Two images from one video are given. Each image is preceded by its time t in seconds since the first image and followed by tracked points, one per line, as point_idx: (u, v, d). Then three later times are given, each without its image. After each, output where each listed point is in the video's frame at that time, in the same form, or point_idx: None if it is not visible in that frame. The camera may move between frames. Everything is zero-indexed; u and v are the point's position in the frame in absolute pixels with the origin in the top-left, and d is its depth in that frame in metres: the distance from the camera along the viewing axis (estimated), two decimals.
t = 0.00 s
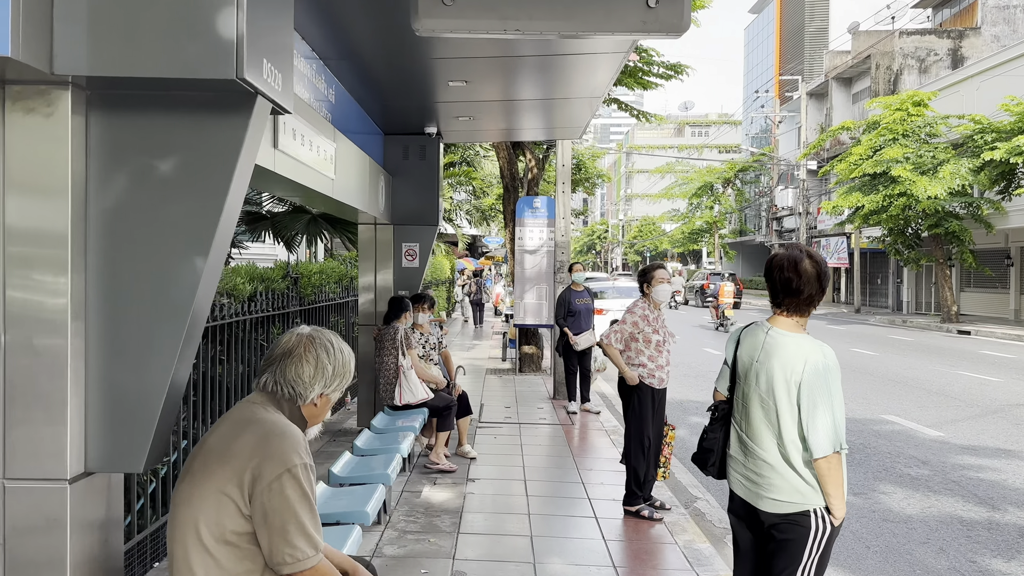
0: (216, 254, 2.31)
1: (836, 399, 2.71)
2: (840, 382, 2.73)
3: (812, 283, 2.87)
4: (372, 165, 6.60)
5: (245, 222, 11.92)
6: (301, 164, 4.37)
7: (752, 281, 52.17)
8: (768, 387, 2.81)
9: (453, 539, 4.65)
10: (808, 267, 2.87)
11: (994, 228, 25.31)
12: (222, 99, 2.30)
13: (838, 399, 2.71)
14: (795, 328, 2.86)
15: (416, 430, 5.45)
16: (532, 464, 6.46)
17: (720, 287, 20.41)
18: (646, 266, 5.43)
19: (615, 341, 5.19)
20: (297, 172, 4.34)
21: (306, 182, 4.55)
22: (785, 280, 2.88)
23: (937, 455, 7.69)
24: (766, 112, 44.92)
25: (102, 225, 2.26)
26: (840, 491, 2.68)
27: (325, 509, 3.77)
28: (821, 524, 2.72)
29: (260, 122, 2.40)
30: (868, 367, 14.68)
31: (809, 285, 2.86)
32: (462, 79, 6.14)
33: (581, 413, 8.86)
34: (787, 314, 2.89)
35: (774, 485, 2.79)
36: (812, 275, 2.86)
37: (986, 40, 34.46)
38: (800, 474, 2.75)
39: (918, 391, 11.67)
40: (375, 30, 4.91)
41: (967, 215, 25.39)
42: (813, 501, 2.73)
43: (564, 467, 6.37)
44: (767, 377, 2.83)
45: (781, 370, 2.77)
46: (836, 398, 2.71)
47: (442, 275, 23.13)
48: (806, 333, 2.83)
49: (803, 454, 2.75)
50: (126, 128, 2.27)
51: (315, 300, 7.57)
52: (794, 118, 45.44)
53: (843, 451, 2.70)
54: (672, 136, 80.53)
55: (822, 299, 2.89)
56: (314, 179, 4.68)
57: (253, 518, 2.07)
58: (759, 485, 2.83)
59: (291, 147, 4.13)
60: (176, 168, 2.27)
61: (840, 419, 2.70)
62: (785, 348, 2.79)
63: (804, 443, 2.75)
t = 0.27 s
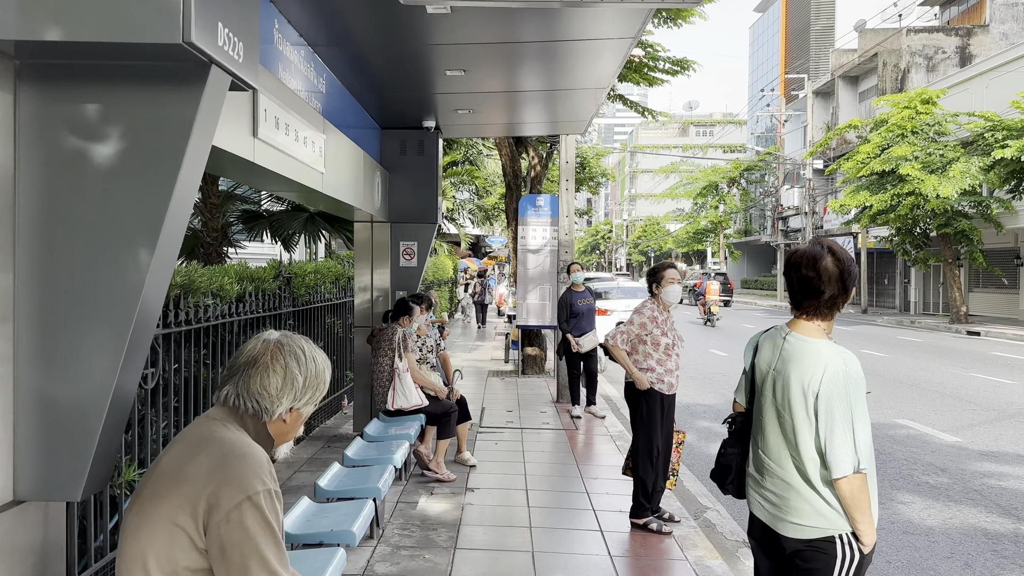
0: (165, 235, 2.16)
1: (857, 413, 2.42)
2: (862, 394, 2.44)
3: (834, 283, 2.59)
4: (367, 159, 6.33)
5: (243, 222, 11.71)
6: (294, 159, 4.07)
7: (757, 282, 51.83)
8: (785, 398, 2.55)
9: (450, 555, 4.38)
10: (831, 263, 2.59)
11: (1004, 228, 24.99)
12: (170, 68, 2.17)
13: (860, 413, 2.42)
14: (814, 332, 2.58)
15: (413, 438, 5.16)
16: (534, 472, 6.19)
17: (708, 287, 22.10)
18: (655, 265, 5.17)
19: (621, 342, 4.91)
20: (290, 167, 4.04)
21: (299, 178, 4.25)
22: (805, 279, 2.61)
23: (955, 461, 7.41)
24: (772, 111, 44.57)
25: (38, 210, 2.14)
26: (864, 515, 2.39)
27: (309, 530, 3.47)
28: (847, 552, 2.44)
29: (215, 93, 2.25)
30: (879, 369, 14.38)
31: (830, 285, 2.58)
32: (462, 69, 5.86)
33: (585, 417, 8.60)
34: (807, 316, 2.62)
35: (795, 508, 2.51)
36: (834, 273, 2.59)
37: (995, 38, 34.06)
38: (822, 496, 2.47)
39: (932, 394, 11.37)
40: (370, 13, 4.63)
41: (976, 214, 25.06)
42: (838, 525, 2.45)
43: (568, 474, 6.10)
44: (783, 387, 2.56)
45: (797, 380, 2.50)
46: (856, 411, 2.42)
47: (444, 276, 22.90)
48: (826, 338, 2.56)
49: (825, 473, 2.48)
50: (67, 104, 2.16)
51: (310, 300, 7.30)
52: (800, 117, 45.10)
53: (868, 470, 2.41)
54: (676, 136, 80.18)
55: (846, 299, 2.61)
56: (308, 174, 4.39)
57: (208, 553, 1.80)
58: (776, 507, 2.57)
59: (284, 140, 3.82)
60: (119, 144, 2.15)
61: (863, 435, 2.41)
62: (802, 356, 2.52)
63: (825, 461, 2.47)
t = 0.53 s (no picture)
0: (89, 236, 1.79)
1: (874, 437, 2.12)
2: (880, 414, 2.14)
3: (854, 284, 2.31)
4: (360, 157, 6.06)
5: (238, 222, 11.49)
6: (274, 152, 3.81)
7: (761, 283, 51.52)
8: (797, 416, 2.31)
9: None
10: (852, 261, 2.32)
11: (1012, 229, 24.67)
12: (89, 36, 1.82)
13: (877, 436, 2.12)
14: (832, 341, 2.31)
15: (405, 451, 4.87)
16: (532, 483, 5.91)
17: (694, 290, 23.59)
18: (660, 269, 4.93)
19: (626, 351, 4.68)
20: (270, 163, 3.79)
21: (282, 174, 3.99)
22: (823, 279, 2.35)
23: (972, 471, 7.11)
24: (775, 111, 44.27)
25: None
26: (887, 551, 2.09)
27: (284, 556, 3.16)
28: None
29: (147, 64, 1.91)
30: (888, 373, 14.08)
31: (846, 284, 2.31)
32: (459, 61, 5.59)
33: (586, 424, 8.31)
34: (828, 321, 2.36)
35: (808, 539, 2.25)
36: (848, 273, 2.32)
37: (1001, 38, 33.74)
38: (840, 526, 2.20)
39: (944, 399, 11.07)
40: None
41: (983, 215, 24.74)
42: (857, 560, 2.17)
43: (568, 486, 5.82)
44: (797, 403, 2.32)
45: (809, 397, 2.26)
46: (872, 434, 2.12)
47: (445, 278, 22.66)
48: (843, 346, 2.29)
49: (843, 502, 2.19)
50: None
51: (301, 303, 7.05)
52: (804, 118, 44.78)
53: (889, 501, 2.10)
54: (679, 137, 79.87)
55: (871, 302, 2.31)
56: (291, 170, 4.13)
57: None
58: (791, 539, 2.31)
59: (261, 133, 3.57)
60: (32, 129, 1.80)
61: (880, 461, 2.11)
62: (818, 368, 2.27)
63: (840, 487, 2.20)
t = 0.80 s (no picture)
0: None
1: (880, 468, 1.83)
2: (889, 440, 1.84)
3: (862, 284, 2.05)
4: (347, 153, 5.79)
5: (231, 224, 11.27)
6: (244, 146, 3.53)
7: (763, 286, 51.22)
8: (806, 439, 2.05)
9: None
10: (850, 262, 2.07)
11: (1018, 231, 24.39)
12: None
13: (882, 466, 1.83)
14: (844, 352, 2.05)
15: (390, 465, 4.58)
16: (527, 496, 5.64)
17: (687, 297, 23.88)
18: (661, 271, 4.68)
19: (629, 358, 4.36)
20: (240, 158, 3.52)
21: (254, 170, 3.72)
22: (827, 284, 2.13)
23: (986, 482, 6.83)
24: (777, 113, 43.99)
25: None
26: None
27: None
28: None
29: (42, 28, 1.52)
30: (894, 377, 13.80)
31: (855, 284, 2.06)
32: (450, 56, 5.32)
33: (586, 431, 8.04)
34: (839, 333, 2.11)
35: None
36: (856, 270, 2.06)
37: (1005, 38, 33.47)
38: (850, 566, 1.92)
39: (952, 404, 10.79)
40: None
41: (988, 217, 24.44)
42: None
43: (565, 499, 5.54)
44: (806, 424, 2.06)
45: (815, 415, 2.00)
46: (877, 464, 1.83)
47: (443, 280, 22.41)
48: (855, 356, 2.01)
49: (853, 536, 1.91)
50: None
51: (288, 306, 6.79)
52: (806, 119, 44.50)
53: (900, 542, 1.80)
54: (680, 139, 79.60)
55: (884, 302, 2.02)
56: (266, 165, 3.86)
57: None
58: None
59: (227, 124, 3.30)
60: None
61: (887, 495, 1.82)
62: (823, 385, 2.01)
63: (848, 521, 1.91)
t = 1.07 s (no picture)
0: None
1: (893, 521, 1.54)
2: (906, 484, 1.54)
3: (899, 299, 1.77)
4: (335, 153, 5.52)
5: (223, 228, 11.00)
6: (215, 145, 3.27)
7: (765, 290, 50.92)
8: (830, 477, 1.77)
9: None
10: (883, 274, 1.80)
11: None
12: None
13: (902, 510, 1.53)
14: (873, 376, 1.78)
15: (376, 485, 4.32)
16: (524, 514, 5.37)
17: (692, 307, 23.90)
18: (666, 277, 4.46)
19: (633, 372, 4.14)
20: (211, 158, 3.27)
21: (228, 171, 3.46)
22: (859, 299, 1.87)
23: (1004, 497, 6.54)
24: (780, 116, 43.72)
25: None
26: None
27: None
28: None
29: None
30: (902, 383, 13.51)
31: (892, 299, 1.78)
32: (443, 53, 5.07)
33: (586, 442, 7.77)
34: (873, 357, 1.83)
35: None
36: (893, 283, 1.79)
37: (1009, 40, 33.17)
38: None
39: (963, 413, 10.49)
40: None
41: (995, 221, 24.14)
42: None
43: (563, 517, 5.28)
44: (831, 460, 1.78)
45: (833, 452, 1.74)
46: (890, 513, 1.54)
47: (443, 284, 22.16)
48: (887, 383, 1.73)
49: None
50: None
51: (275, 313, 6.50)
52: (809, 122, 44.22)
53: None
54: (682, 142, 79.33)
55: (925, 322, 1.74)
56: (240, 165, 3.60)
57: None
58: None
59: (192, 118, 3.04)
60: None
61: (907, 548, 1.52)
62: (845, 414, 1.75)
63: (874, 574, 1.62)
